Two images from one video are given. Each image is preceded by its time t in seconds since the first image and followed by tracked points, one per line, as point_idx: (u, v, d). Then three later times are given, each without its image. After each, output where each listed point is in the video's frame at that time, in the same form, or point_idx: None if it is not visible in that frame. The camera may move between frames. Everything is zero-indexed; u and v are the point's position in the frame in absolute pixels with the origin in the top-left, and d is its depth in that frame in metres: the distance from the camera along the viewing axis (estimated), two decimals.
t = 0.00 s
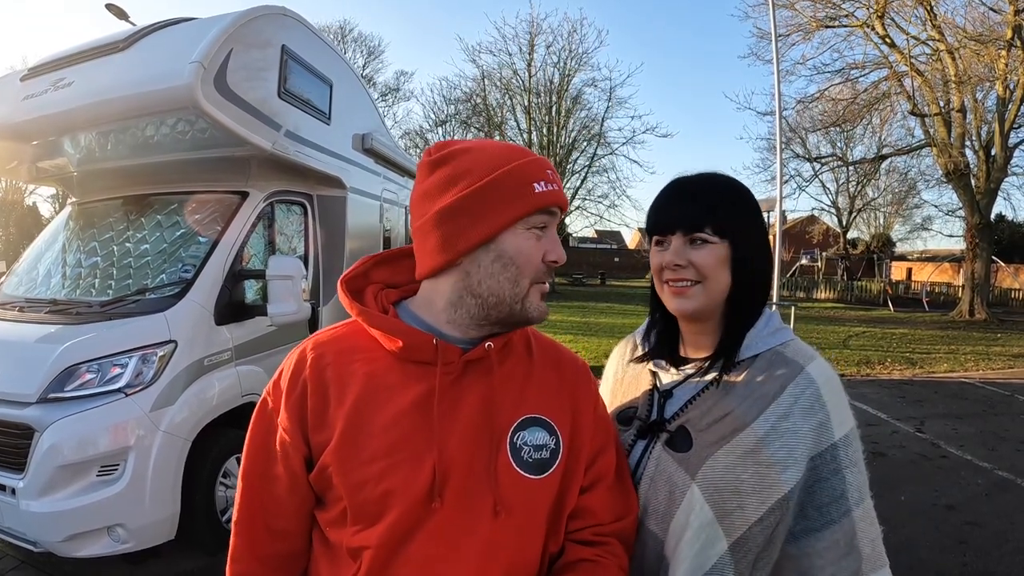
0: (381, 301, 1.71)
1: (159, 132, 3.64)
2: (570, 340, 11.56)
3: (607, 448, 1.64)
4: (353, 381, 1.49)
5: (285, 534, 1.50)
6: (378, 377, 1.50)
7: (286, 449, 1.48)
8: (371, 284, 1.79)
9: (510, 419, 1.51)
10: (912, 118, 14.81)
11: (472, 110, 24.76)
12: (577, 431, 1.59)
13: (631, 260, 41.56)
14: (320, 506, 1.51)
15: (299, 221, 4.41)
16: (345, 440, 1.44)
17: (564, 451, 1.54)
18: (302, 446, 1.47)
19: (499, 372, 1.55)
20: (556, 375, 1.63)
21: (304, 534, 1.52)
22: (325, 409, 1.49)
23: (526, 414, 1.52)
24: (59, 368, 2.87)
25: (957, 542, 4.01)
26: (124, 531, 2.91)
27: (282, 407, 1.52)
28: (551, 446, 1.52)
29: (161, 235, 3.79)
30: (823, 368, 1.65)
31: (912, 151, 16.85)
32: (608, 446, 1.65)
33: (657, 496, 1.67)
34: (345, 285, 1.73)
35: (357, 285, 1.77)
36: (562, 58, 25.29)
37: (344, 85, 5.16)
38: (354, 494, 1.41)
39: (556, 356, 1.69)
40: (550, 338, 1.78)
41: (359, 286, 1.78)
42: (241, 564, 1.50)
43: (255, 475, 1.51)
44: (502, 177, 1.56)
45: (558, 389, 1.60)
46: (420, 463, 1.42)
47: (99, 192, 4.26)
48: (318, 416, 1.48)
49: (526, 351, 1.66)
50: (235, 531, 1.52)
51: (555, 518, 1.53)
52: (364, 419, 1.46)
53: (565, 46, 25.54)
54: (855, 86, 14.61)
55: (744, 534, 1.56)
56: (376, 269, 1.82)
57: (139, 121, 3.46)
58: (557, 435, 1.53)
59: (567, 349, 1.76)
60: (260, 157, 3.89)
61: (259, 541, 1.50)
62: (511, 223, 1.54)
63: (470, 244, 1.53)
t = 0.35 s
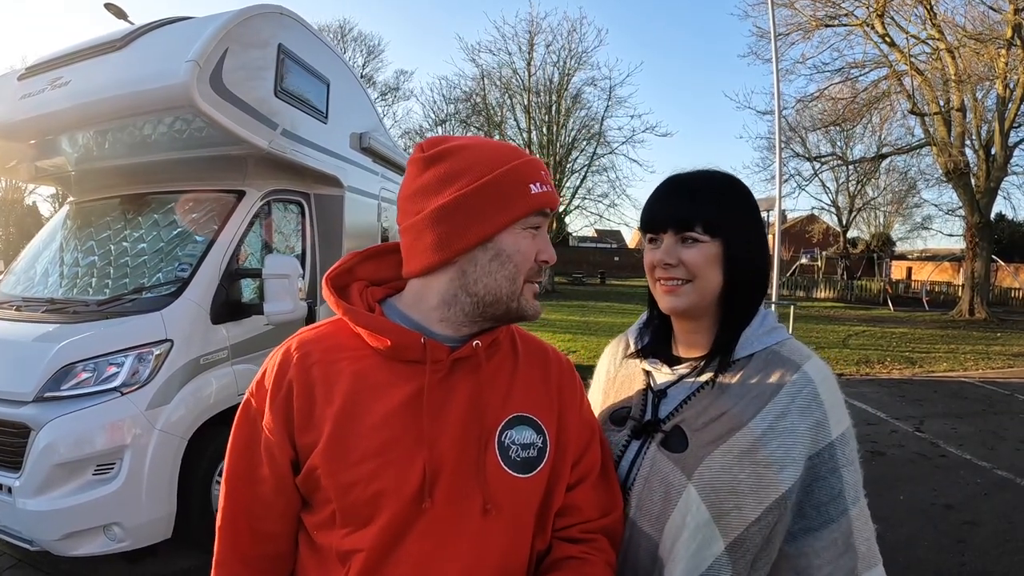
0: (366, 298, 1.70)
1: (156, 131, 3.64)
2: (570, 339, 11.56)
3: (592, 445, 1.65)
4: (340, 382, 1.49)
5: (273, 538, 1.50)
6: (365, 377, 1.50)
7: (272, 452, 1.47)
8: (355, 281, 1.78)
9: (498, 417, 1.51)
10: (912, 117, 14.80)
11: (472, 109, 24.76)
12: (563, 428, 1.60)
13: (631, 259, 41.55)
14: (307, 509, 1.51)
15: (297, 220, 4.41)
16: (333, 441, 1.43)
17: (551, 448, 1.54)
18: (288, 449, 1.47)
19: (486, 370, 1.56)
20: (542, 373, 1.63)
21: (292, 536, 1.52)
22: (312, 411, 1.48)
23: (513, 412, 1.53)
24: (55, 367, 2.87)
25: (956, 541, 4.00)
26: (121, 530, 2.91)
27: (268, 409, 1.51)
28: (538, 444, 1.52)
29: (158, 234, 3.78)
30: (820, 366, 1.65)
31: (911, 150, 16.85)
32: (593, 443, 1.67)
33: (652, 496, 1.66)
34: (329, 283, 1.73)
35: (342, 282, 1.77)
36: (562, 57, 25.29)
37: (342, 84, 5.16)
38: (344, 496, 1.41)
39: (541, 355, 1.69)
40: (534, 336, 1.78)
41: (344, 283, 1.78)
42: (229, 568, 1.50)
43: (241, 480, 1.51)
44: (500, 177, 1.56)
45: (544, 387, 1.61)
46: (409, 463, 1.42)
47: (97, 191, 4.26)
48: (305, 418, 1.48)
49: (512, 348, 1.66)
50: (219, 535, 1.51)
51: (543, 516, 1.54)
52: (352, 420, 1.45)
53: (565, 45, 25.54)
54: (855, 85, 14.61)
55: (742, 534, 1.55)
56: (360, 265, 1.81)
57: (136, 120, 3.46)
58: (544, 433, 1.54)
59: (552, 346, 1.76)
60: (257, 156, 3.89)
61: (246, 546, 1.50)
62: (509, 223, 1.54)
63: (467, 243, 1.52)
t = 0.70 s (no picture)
0: (360, 297, 1.71)
1: (154, 131, 3.64)
2: (569, 338, 11.57)
3: (587, 445, 1.66)
4: (334, 381, 1.49)
5: (268, 538, 1.51)
6: (359, 376, 1.50)
7: (266, 451, 1.47)
8: (348, 280, 1.78)
9: (493, 417, 1.51)
10: (911, 116, 14.79)
11: (472, 108, 24.76)
12: (557, 427, 1.60)
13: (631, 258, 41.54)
14: (301, 509, 1.51)
15: (294, 219, 4.41)
16: (328, 440, 1.43)
17: (546, 447, 1.55)
18: (282, 448, 1.47)
19: (481, 370, 1.56)
20: (536, 373, 1.64)
21: (286, 536, 1.52)
22: (306, 410, 1.49)
23: (507, 412, 1.53)
24: (53, 367, 2.87)
25: (954, 541, 4.01)
26: (118, 529, 2.91)
27: (262, 408, 1.51)
28: (533, 443, 1.53)
29: (156, 234, 3.79)
30: (813, 365, 1.65)
31: (911, 149, 16.84)
32: (587, 442, 1.68)
33: (647, 495, 1.66)
34: (323, 282, 1.73)
35: (335, 282, 1.77)
36: (562, 55, 25.27)
37: (340, 83, 5.16)
38: (339, 495, 1.41)
39: (536, 354, 1.70)
40: (528, 335, 1.79)
41: (337, 283, 1.78)
42: (224, 568, 1.50)
43: (234, 480, 1.51)
44: (493, 176, 1.56)
45: (539, 387, 1.61)
46: (404, 463, 1.42)
47: (96, 191, 4.27)
48: (299, 417, 1.48)
49: (506, 348, 1.66)
50: (214, 535, 1.52)
51: (538, 517, 1.55)
52: (347, 420, 1.46)
53: (565, 44, 25.51)
54: (854, 84, 14.62)
55: (737, 533, 1.55)
56: (353, 264, 1.82)
57: (133, 119, 3.45)
58: (539, 432, 1.55)
59: (546, 345, 1.77)
60: (254, 155, 3.89)
61: (242, 545, 1.51)
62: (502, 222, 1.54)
63: (461, 243, 1.53)
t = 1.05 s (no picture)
0: (365, 302, 1.70)
1: (153, 130, 3.62)
2: (569, 337, 11.56)
3: (593, 451, 1.67)
4: (338, 386, 1.49)
5: (272, 543, 1.50)
6: (363, 381, 1.49)
7: (270, 456, 1.47)
8: (352, 285, 1.78)
9: (498, 423, 1.51)
10: (911, 115, 14.79)
11: (471, 107, 24.76)
12: (563, 433, 1.61)
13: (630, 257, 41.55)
14: (305, 514, 1.51)
15: (294, 219, 4.40)
16: (331, 446, 1.43)
17: (552, 453, 1.55)
18: (286, 453, 1.46)
19: (486, 375, 1.56)
20: (541, 378, 1.64)
21: (290, 541, 1.52)
22: (309, 414, 1.48)
23: (512, 417, 1.53)
24: (52, 368, 2.86)
25: (954, 541, 4.01)
26: (118, 530, 2.90)
27: (266, 413, 1.51)
28: (539, 449, 1.53)
29: (155, 234, 3.78)
30: (816, 370, 1.64)
31: (910, 148, 16.85)
32: (593, 448, 1.68)
33: (649, 502, 1.66)
34: (327, 287, 1.72)
35: (339, 287, 1.76)
36: (562, 55, 25.26)
37: (339, 83, 5.15)
38: (342, 501, 1.41)
39: (541, 359, 1.70)
40: (532, 340, 1.79)
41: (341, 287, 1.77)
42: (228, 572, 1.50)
43: (238, 485, 1.50)
44: (490, 177, 1.55)
45: (543, 391, 1.61)
46: (408, 469, 1.42)
47: (95, 191, 4.26)
48: (302, 422, 1.47)
49: (512, 353, 1.67)
50: (219, 540, 1.51)
51: (543, 522, 1.56)
52: (350, 426, 1.45)
53: (564, 43, 25.50)
54: (854, 83, 14.63)
55: (740, 540, 1.55)
56: (357, 269, 1.81)
57: (132, 119, 3.44)
58: (544, 438, 1.55)
59: (551, 350, 1.77)
60: (254, 156, 3.88)
61: (246, 550, 1.50)
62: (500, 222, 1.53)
63: (462, 244, 1.52)
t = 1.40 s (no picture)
0: (370, 308, 1.70)
1: (152, 131, 3.60)
2: (568, 336, 11.55)
3: (597, 459, 1.69)
4: (340, 389, 1.48)
5: (273, 548, 1.49)
6: (366, 386, 1.49)
7: (273, 458, 1.45)
8: (359, 291, 1.78)
9: (501, 430, 1.52)
10: (910, 114, 14.78)
11: (471, 106, 24.73)
12: (566, 441, 1.62)
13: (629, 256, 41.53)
14: (308, 518, 1.50)
15: (294, 220, 4.39)
16: (333, 451, 1.42)
17: (555, 461, 1.56)
18: (289, 456, 1.45)
19: (489, 382, 1.56)
20: (545, 385, 1.65)
21: (292, 547, 1.51)
22: (313, 417, 1.47)
23: (516, 425, 1.54)
24: (51, 370, 2.85)
25: (955, 541, 4.01)
26: (118, 533, 2.89)
27: (269, 416, 1.49)
28: (543, 457, 1.54)
29: (155, 235, 3.76)
30: (823, 377, 1.63)
31: (910, 147, 16.84)
32: (597, 457, 1.70)
33: (655, 511, 1.65)
34: (334, 291, 1.71)
35: (345, 292, 1.76)
36: (561, 53, 25.24)
37: (339, 82, 5.13)
38: (345, 505, 1.40)
39: (545, 366, 1.71)
40: (537, 348, 1.80)
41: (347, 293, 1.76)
42: None
43: (240, 488, 1.49)
44: (419, 177, 1.69)
45: (547, 400, 1.62)
46: (411, 474, 1.41)
47: (94, 191, 4.24)
48: (305, 426, 1.47)
49: (515, 361, 1.67)
50: (220, 544, 1.50)
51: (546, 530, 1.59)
52: (353, 430, 1.44)
53: (564, 42, 25.47)
54: (853, 82, 14.62)
55: (747, 549, 1.54)
56: (364, 276, 1.81)
57: (131, 120, 3.43)
58: (549, 446, 1.56)
59: (556, 358, 1.77)
60: (253, 156, 3.86)
61: (246, 555, 1.49)
62: (419, 218, 1.64)
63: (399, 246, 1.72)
